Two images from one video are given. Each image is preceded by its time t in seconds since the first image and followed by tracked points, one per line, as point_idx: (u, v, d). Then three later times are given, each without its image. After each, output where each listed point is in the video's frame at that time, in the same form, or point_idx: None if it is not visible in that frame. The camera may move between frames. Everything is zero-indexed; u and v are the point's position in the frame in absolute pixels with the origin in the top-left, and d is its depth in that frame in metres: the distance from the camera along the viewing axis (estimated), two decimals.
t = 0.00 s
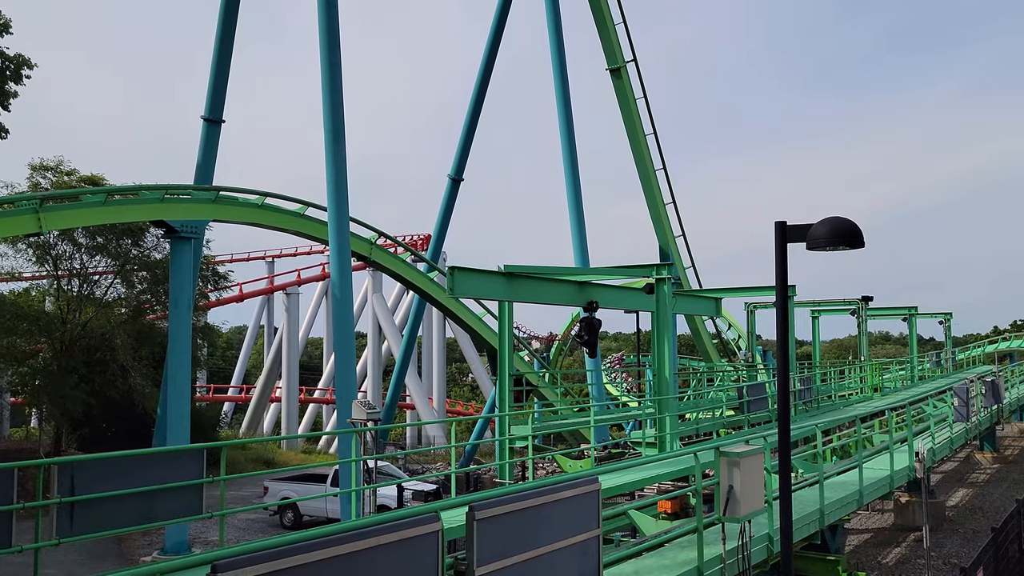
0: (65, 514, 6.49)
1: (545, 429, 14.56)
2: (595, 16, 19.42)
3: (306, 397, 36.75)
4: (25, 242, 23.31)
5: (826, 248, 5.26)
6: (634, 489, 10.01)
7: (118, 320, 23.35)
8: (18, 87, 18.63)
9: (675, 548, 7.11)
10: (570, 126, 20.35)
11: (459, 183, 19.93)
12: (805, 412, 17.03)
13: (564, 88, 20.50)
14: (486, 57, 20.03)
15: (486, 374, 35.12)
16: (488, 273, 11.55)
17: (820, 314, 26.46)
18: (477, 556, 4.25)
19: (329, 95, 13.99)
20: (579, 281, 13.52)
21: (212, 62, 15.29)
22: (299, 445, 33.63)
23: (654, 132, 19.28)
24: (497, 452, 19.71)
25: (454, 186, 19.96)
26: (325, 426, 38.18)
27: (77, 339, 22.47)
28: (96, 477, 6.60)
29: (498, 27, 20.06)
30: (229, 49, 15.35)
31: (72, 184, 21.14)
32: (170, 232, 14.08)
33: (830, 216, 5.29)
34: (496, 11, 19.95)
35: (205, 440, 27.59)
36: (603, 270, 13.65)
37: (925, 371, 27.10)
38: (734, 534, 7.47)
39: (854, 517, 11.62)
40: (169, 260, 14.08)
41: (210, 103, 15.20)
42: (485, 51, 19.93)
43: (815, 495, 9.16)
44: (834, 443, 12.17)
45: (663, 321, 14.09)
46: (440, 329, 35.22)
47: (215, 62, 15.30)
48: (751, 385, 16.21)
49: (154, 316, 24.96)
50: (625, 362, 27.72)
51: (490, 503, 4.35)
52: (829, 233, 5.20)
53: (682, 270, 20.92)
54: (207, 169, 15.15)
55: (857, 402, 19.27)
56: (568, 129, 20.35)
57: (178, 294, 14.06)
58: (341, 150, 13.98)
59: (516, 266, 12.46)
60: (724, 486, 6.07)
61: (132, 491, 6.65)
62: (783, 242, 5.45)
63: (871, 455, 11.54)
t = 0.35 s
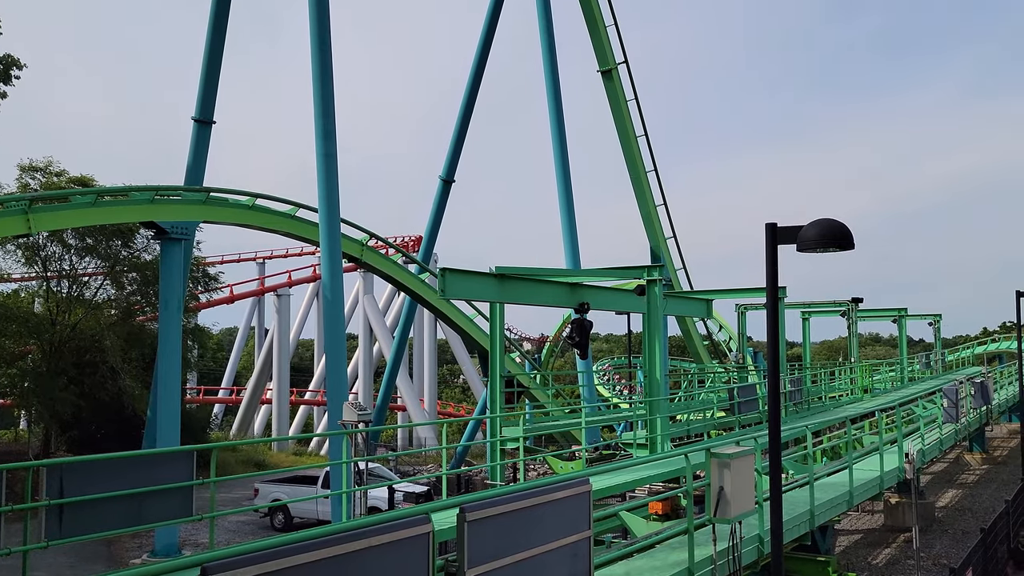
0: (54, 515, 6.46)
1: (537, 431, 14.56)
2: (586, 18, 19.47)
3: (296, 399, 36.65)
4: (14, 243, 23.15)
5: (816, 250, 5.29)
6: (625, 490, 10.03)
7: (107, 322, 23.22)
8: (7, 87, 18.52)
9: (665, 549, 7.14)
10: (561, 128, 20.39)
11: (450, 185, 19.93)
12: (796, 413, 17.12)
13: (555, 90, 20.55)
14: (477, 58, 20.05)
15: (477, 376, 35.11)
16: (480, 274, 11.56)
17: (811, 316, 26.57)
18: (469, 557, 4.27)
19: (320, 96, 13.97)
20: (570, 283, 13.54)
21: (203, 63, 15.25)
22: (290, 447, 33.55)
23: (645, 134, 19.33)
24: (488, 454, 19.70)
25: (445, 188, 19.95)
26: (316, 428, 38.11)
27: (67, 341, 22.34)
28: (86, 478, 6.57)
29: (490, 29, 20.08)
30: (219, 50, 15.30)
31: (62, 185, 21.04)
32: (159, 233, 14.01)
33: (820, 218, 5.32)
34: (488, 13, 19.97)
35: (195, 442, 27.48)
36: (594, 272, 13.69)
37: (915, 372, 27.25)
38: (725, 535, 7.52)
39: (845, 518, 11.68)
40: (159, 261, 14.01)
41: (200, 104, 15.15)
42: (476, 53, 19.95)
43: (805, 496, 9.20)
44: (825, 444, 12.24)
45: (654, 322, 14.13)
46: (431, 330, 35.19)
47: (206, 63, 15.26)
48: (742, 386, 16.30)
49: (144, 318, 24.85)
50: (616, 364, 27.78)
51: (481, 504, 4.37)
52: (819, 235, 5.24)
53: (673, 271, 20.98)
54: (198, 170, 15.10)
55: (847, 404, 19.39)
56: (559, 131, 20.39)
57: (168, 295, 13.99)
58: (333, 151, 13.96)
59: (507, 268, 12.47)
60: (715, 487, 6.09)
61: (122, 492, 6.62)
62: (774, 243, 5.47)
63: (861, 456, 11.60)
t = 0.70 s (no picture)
0: (44, 517, 6.46)
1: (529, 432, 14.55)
2: (578, 19, 19.50)
3: (288, 400, 36.55)
4: (4, 243, 23.03)
5: (808, 251, 5.32)
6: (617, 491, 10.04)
7: (98, 322, 23.11)
8: None
9: (657, 550, 7.16)
10: (553, 129, 20.41)
11: (443, 186, 19.93)
12: (787, 414, 17.19)
13: (548, 90, 20.58)
14: (470, 59, 20.06)
15: (470, 377, 35.12)
16: (472, 275, 11.56)
17: (802, 317, 26.68)
18: (461, 558, 4.27)
19: (312, 97, 13.95)
20: (563, 284, 13.56)
21: (195, 64, 15.20)
22: (282, 448, 33.50)
23: (638, 134, 19.33)
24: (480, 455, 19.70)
25: (438, 189, 19.95)
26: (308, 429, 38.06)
27: (57, 342, 22.22)
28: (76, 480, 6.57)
29: (482, 30, 20.09)
30: (211, 51, 15.26)
31: (52, 186, 20.98)
32: (151, 234, 13.94)
33: (812, 220, 5.35)
34: (480, 14, 19.98)
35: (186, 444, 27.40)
36: (587, 273, 13.71)
37: (906, 373, 27.40)
38: (717, 536, 7.55)
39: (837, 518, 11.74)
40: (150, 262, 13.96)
41: (192, 104, 15.11)
42: (469, 53, 19.96)
43: (797, 497, 9.24)
44: (817, 444, 12.30)
45: (647, 323, 14.17)
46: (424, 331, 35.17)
47: (197, 64, 15.22)
48: (735, 387, 16.36)
49: (135, 319, 24.74)
50: (608, 364, 27.83)
51: (473, 505, 4.38)
52: (810, 236, 5.26)
53: (666, 273, 21.04)
54: (189, 171, 15.06)
55: (839, 404, 19.47)
56: (551, 132, 20.42)
57: (159, 296, 13.93)
58: (325, 152, 13.94)
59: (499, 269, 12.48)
60: (707, 488, 6.11)
61: (113, 494, 6.61)
62: (765, 244, 5.50)
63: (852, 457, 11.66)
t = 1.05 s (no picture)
0: (35, 518, 6.44)
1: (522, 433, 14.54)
2: (572, 19, 19.52)
3: (281, 401, 36.45)
4: None
5: (800, 251, 5.34)
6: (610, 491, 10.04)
7: (90, 323, 23.00)
8: None
9: (650, 551, 7.17)
10: (547, 130, 20.43)
11: (436, 186, 19.93)
12: (780, 414, 17.24)
13: (541, 91, 20.60)
14: (464, 59, 20.06)
15: (463, 378, 35.10)
16: (465, 276, 11.55)
17: (795, 318, 26.78)
18: (453, 559, 4.27)
19: (305, 97, 13.93)
20: (556, 284, 13.58)
21: (187, 64, 15.16)
22: (275, 449, 33.42)
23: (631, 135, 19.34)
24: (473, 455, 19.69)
25: (431, 189, 19.95)
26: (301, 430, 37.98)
27: (49, 343, 22.11)
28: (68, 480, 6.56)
29: (476, 30, 20.10)
30: (204, 51, 15.22)
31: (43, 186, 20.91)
32: (143, 234, 13.88)
33: (804, 221, 5.38)
34: (474, 14, 19.99)
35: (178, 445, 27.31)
36: (580, 274, 13.72)
37: (898, 374, 27.52)
38: (710, 536, 7.57)
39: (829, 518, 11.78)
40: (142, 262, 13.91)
41: (184, 104, 15.07)
42: (462, 54, 19.97)
43: (789, 497, 9.27)
44: (809, 444, 12.34)
45: (640, 324, 14.20)
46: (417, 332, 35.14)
47: (190, 64, 15.18)
48: (728, 387, 16.40)
49: (127, 319, 24.64)
50: (601, 365, 27.85)
51: (466, 506, 4.38)
52: (802, 237, 5.29)
53: (659, 273, 21.07)
54: (182, 171, 15.02)
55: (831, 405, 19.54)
56: (545, 133, 20.43)
57: (151, 297, 13.88)
58: (318, 153, 13.92)
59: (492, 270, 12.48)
60: (700, 488, 6.13)
61: (105, 494, 6.60)
62: (758, 245, 5.53)
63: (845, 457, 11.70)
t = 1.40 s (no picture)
0: (28, 518, 6.40)
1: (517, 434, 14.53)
2: (567, 20, 19.54)
3: (276, 401, 36.38)
4: None
5: (796, 252, 5.35)
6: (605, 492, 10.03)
7: (84, 324, 22.90)
8: None
9: (645, 551, 7.17)
10: (541, 130, 20.44)
11: (431, 187, 19.92)
12: (774, 415, 17.28)
13: (536, 91, 20.61)
14: (458, 60, 20.07)
15: (458, 378, 35.08)
16: (459, 276, 11.55)
17: (789, 318, 26.85)
18: (449, 559, 4.27)
19: (300, 98, 13.92)
20: (551, 285, 13.58)
21: (182, 65, 15.13)
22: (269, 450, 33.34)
23: (626, 135, 19.36)
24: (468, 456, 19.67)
25: (426, 190, 19.94)
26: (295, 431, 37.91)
27: (41, 343, 22.01)
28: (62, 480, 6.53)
29: (470, 31, 20.10)
30: (198, 51, 15.19)
31: (36, 186, 20.90)
32: (137, 234, 13.82)
33: (798, 221, 5.39)
34: (468, 15, 19.99)
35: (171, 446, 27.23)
36: (574, 274, 13.72)
37: (892, 375, 27.59)
38: (705, 537, 7.59)
39: (824, 518, 11.81)
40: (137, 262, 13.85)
41: (178, 104, 15.04)
42: (457, 54, 19.96)
43: (784, 498, 9.28)
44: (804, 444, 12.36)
45: (634, 325, 14.21)
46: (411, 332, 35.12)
47: (184, 64, 15.14)
48: (722, 388, 16.43)
49: (121, 320, 24.55)
50: (596, 365, 27.85)
51: (461, 506, 4.38)
52: (797, 238, 5.30)
53: (653, 274, 21.09)
54: (176, 172, 14.99)
55: (825, 406, 19.60)
56: (539, 133, 20.44)
57: (145, 297, 13.83)
58: (313, 154, 13.91)
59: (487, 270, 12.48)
60: (695, 489, 6.14)
61: (98, 495, 6.57)
62: (753, 245, 5.54)
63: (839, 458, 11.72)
